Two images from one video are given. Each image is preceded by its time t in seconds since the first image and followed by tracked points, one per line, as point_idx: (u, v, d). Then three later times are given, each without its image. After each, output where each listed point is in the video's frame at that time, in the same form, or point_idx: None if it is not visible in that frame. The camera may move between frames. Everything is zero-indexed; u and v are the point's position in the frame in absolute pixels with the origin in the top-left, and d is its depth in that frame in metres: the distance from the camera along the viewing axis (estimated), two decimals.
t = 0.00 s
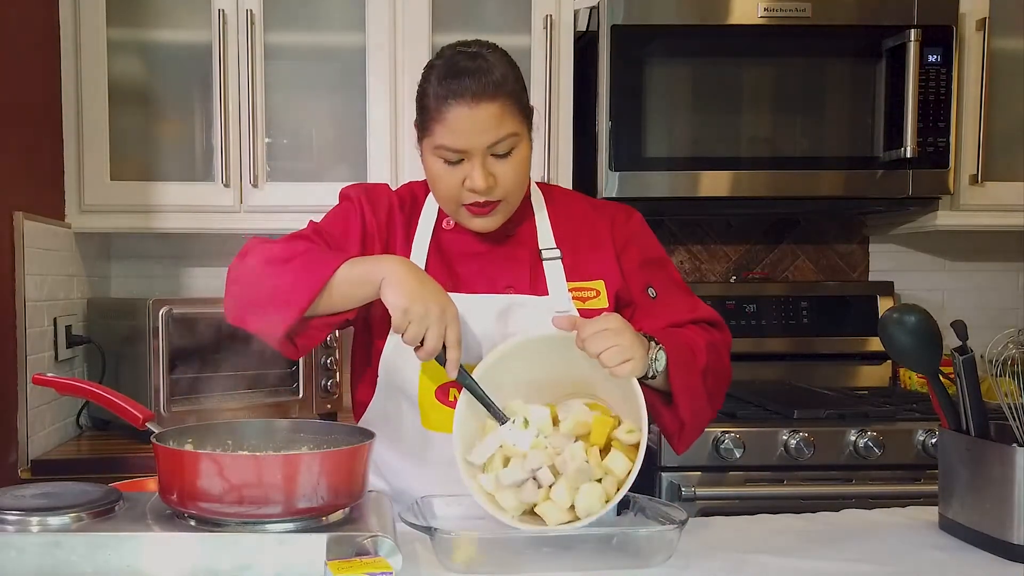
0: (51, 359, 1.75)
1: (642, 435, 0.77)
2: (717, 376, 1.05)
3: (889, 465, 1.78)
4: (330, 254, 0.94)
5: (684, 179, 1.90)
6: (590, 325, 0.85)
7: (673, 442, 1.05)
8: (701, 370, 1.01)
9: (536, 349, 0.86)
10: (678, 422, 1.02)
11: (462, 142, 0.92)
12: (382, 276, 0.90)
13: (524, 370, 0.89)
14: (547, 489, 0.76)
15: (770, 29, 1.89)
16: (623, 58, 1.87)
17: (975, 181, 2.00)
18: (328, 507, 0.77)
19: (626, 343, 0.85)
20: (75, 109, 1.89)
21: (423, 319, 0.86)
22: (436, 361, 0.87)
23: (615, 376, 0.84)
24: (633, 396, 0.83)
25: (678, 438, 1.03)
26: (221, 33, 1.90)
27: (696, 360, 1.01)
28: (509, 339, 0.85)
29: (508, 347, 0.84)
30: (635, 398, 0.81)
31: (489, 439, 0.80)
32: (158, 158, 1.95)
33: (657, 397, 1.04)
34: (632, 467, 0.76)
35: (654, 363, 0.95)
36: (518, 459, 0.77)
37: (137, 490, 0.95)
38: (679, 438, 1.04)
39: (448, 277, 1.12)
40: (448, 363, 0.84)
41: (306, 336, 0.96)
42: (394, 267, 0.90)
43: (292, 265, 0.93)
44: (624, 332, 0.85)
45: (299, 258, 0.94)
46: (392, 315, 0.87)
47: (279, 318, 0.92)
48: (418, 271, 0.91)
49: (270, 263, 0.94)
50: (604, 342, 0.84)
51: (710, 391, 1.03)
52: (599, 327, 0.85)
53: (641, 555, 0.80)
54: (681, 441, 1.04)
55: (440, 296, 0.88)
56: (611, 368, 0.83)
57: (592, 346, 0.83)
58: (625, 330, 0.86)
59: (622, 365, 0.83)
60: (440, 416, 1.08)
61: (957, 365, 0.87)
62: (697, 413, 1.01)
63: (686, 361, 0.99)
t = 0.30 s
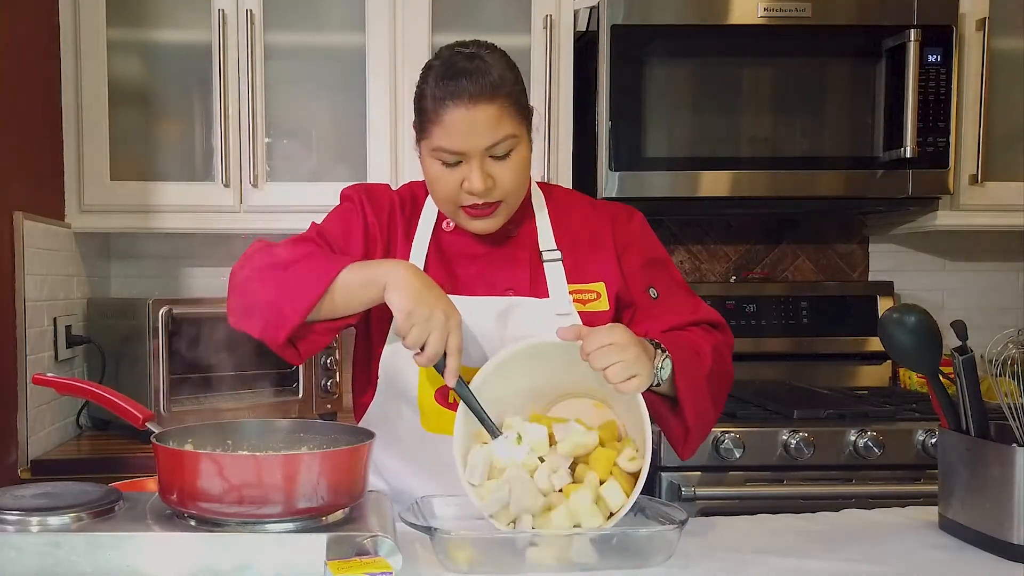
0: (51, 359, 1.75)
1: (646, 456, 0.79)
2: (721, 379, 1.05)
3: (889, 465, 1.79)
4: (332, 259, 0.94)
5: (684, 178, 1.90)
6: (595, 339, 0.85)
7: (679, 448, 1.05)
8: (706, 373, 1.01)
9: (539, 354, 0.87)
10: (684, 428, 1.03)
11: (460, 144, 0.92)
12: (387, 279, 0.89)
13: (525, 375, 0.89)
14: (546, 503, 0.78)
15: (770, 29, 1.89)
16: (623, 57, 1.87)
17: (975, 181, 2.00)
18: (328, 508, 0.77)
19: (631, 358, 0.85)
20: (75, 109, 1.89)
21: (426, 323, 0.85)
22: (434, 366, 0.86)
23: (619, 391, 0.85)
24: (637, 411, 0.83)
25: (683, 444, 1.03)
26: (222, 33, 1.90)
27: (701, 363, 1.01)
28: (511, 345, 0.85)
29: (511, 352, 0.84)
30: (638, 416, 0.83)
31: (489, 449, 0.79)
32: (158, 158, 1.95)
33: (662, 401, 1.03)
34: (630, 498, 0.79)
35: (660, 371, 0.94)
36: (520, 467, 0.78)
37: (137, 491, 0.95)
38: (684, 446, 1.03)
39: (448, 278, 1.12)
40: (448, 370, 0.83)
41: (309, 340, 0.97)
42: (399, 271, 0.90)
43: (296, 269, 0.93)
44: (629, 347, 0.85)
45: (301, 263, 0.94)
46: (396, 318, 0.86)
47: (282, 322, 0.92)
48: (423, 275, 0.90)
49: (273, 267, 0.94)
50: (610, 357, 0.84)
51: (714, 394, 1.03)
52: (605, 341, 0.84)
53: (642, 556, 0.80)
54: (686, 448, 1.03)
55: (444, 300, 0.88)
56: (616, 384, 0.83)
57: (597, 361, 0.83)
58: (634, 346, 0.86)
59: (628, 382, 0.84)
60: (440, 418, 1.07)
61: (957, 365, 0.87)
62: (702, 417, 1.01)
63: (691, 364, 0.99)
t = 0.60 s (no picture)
0: (51, 359, 1.75)
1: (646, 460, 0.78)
2: (726, 382, 1.04)
3: (889, 465, 1.78)
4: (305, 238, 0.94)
5: (684, 178, 1.90)
6: (599, 344, 0.85)
7: (686, 449, 1.05)
8: (712, 374, 1.01)
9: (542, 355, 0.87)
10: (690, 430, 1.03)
11: (454, 152, 0.92)
12: (357, 242, 0.89)
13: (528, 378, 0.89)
14: (541, 506, 0.78)
15: (770, 29, 1.89)
16: (623, 57, 1.87)
17: (975, 180, 2.00)
18: (328, 507, 0.77)
19: (634, 365, 0.85)
20: (75, 109, 1.89)
21: (405, 284, 0.86)
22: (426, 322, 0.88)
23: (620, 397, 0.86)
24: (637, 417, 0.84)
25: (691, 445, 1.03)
26: (222, 33, 1.90)
27: (707, 363, 1.01)
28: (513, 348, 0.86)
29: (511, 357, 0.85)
30: (638, 421, 0.83)
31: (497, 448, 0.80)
32: (158, 158, 1.95)
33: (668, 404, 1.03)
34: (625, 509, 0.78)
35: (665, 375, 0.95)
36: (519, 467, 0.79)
37: (137, 491, 0.95)
38: (691, 447, 1.04)
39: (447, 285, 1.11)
40: (437, 323, 0.87)
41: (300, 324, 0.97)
42: (368, 229, 0.90)
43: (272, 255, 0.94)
44: (634, 354, 0.85)
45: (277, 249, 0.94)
46: (373, 281, 0.86)
47: (268, 307, 0.92)
48: (395, 231, 0.90)
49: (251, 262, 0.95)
50: (613, 364, 0.84)
51: (720, 394, 1.04)
52: (609, 347, 0.85)
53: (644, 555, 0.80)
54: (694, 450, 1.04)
55: (419, 257, 0.88)
56: (620, 391, 0.84)
57: (600, 368, 0.84)
58: (637, 352, 0.86)
59: (631, 389, 0.84)
60: (441, 422, 1.06)
61: (957, 365, 0.87)
62: (709, 419, 1.01)
63: (696, 365, 0.99)
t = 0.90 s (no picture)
0: (51, 359, 1.75)
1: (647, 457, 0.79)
2: (729, 379, 1.05)
3: (889, 465, 1.78)
4: (332, 274, 0.94)
5: (684, 178, 1.90)
6: (597, 345, 0.86)
7: (691, 445, 1.05)
8: (715, 370, 1.02)
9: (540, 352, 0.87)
10: (696, 427, 1.03)
11: (449, 159, 0.92)
12: (392, 291, 0.90)
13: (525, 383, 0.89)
14: (540, 507, 0.78)
15: (770, 29, 1.89)
16: (623, 57, 1.87)
17: (975, 181, 2.00)
18: (328, 508, 0.77)
19: (633, 366, 0.85)
20: (75, 109, 1.89)
21: (441, 336, 0.86)
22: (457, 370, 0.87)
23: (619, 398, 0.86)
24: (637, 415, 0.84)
25: (697, 442, 1.03)
26: (222, 33, 1.90)
27: (709, 358, 1.02)
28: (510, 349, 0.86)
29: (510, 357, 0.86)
30: (638, 421, 0.83)
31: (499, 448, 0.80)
32: (158, 158, 1.95)
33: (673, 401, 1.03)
34: (624, 513, 0.78)
35: (665, 373, 0.96)
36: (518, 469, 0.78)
37: (137, 490, 0.95)
38: (696, 443, 1.04)
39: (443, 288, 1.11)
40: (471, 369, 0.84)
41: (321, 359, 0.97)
42: (403, 281, 0.90)
43: (296, 287, 0.93)
44: (631, 356, 0.86)
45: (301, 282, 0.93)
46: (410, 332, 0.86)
47: (294, 343, 0.92)
48: (429, 283, 0.91)
49: (271, 291, 0.94)
50: (610, 365, 0.85)
51: (723, 391, 1.04)
52: (606, 349, 0.85)
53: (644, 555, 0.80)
54: (699, 446, 1.04)
55: (454, 309, 0.87)
56: (617, 392, 0.84)
57: (598, 369, 0.84)
58: (637, 354, 0.86)
59: (628, 390, 0.84)
60: (439, 423, 1.06)
61: (957, 365, 0.87)
62: (713, 414, 1.02)
63: (699, 360, 1.00)
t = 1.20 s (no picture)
0: (51, 359, 1.75)
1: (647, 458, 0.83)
2: (730, 377, 1.05)
3: (889, 466, 1.78)
4: (331, 281, 0.95)
5: (684, 178, 1.90)
6: (595, 348, 0.86)
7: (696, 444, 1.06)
8: (717, 368, 1.02)
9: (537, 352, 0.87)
10: (699, 425, 1.03)
11: (446, 161, 0.92)
12: (386, 296, 0.89)
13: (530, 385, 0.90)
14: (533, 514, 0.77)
15: (770, 29, 1.89)
16: (623, 57, 1.87)
17: (975, 181, 2.00)
18: (328, 508, 0.77)
19: (632, 368, 0.85)
20: (75, 108, 1.89)
21: (436, 340, 0.85)
22: (449, 378, 0.85)
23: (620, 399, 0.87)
24: (638, 420, 0.86)
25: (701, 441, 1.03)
26: (222, 32, 1.90)
27: (711, 356, 1.02)
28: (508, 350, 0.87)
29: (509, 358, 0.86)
30: (637, 426, 0.85)
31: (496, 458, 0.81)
32: (158, 158, 1.95)
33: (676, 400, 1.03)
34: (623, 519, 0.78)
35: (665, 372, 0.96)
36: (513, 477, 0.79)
37: (136, 491, 0.95)
38: (700, 441, 1.04)
39: (442, 289, 1.11)
40: (462, 380, 0.83)
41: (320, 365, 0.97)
42: (398, 286, 0.89)
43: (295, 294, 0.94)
44: (631, 358, 0.86)
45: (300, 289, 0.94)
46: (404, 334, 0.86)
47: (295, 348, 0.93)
48: (426, 290, 0.90)
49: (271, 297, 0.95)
50: (609, 368, 0.85)
51: (727, 389, 1.04)
52: (604, 352, 0.85)
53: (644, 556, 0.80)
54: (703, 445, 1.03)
55: (448, 314, 0.87)
56: (617, 395, 0.85)
57: (597, 372, 0.85)
58: (637, 355, 0.87)
59: (627, 393, 0.85)
60: (436, 424, 1.06)
61: (957, 365, 0.87)
62: (717, 412, 1.01)
63: (700, 359, 1.00)
